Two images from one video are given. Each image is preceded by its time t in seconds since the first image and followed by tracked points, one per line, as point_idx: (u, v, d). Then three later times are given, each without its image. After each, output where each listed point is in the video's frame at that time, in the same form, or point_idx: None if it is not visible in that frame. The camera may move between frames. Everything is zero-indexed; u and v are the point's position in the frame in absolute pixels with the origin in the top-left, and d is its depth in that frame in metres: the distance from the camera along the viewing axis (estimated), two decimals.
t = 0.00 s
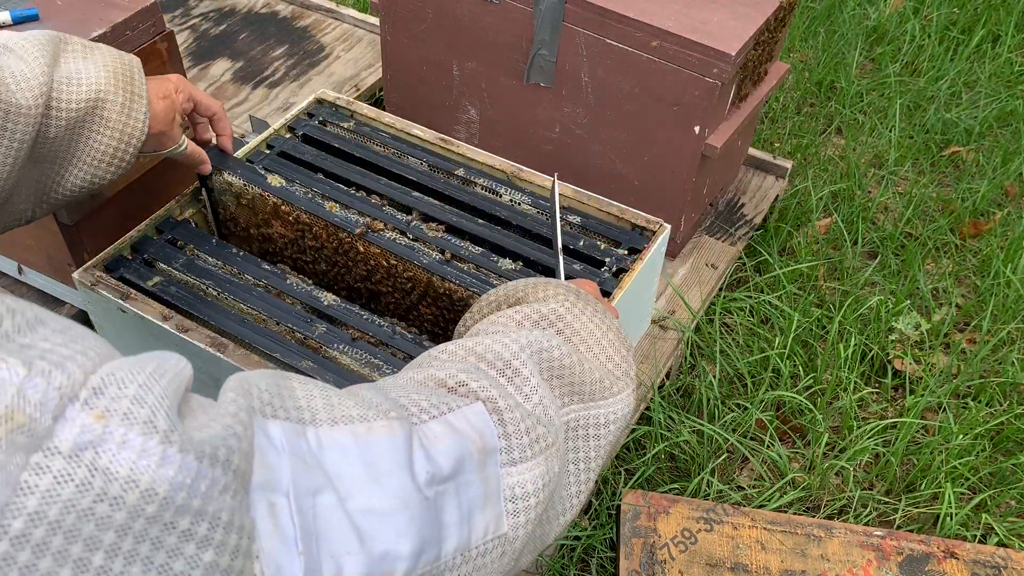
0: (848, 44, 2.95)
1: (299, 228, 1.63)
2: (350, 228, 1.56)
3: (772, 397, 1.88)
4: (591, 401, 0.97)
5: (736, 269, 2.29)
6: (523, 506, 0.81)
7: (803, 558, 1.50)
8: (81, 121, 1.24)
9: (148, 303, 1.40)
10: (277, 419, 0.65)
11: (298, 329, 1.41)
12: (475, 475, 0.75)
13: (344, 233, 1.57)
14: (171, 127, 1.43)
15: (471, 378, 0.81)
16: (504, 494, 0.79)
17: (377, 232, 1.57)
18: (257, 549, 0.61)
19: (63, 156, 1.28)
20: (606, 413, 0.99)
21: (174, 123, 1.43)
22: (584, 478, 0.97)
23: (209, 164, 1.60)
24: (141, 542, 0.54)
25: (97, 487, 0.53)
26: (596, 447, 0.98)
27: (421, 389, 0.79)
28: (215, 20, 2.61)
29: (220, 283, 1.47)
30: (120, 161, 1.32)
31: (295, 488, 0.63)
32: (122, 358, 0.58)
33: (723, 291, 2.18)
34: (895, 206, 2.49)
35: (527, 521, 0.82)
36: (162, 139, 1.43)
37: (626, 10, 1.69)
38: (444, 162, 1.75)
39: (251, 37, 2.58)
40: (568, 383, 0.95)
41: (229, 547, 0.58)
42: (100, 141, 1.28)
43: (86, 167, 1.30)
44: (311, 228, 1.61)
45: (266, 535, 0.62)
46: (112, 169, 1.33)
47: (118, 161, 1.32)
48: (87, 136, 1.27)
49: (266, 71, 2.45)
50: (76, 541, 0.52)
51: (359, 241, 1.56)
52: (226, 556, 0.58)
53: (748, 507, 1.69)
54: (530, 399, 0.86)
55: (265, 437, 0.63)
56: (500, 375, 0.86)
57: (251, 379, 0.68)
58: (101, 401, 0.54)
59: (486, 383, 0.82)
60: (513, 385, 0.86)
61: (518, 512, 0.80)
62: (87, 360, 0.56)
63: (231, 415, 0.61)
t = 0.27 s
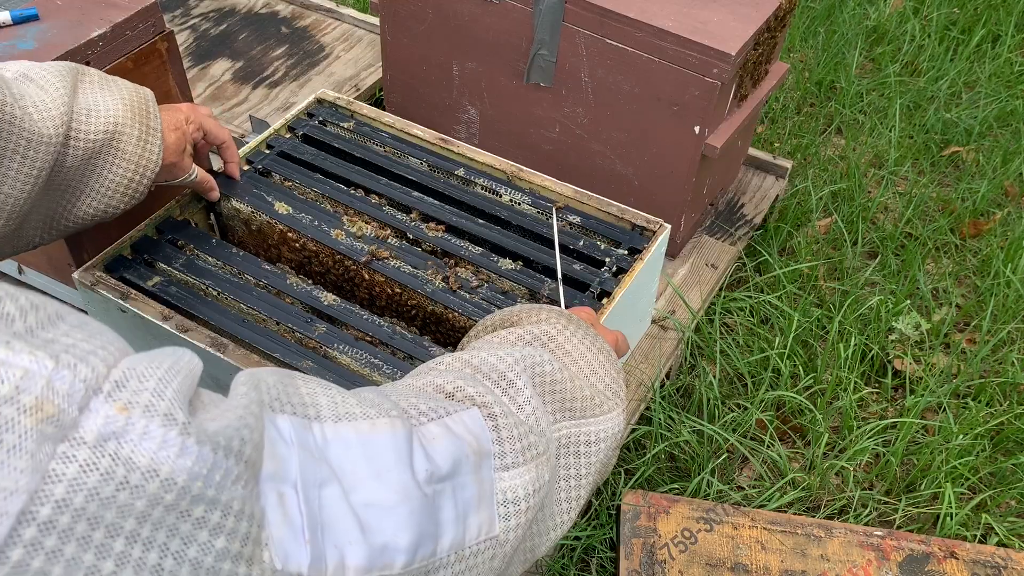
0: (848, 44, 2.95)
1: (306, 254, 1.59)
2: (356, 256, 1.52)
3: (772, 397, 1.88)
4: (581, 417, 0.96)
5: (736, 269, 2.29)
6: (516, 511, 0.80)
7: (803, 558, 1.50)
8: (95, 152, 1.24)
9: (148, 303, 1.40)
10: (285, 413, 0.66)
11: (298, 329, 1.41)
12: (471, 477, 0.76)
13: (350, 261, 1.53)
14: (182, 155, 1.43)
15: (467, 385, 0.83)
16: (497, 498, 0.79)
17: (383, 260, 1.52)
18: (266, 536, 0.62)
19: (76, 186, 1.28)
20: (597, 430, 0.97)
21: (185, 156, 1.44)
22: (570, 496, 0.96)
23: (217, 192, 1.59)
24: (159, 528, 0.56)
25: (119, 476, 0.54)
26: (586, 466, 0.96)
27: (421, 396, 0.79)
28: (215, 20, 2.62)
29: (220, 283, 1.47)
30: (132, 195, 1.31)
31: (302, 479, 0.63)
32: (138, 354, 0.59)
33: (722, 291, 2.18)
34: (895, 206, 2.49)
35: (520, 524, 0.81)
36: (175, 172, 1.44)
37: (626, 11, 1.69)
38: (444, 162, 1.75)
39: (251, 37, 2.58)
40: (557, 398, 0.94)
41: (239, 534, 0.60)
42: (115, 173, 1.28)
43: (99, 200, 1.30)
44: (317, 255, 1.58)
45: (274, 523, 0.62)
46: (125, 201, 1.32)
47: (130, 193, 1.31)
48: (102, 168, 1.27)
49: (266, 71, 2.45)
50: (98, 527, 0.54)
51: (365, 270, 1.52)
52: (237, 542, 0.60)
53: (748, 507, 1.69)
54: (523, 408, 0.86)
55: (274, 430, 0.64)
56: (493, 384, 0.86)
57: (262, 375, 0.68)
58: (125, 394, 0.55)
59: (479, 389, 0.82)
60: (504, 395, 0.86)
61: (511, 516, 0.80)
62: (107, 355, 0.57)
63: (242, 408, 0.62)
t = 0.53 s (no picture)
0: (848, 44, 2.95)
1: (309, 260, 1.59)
2: (357, 260, 1.52)
3: (772, 397, 1.88)
4: (579, 414, 0.96)
5: (736, 269, 2.29)
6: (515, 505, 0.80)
7: (803, 558, 1.50)
8: (101, 161, 1.24)
9: (148, 303, 1.40)
10: (288, 409, 0.66)
11: (298, 329, 1.41)
12: (472, 471, 0.76)
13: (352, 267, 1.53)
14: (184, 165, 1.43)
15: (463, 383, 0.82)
16: (496, 493, 0.79)
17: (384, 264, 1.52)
18: (271, 529, 0.62)
19: (81, 195, 1.28)
20: (594, 427, 0.97)
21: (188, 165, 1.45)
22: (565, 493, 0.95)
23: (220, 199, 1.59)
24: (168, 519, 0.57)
25: (129, 470, 0.54)
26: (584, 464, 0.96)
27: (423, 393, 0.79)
28: (216, 20, 2.62)
29: (220, 283, 1.47)
30: (137, 203, 1.31)
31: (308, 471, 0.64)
32: (148, 349, 0.59)
33: (723, 291, 2.18)
34: (895, 206, 2.49)
35: (518, 520, 0.81)
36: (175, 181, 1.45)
37: (626, 10, 1.69)
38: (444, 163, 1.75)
39: (251, 37, 2.58)
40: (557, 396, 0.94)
41: (246, 527, 0.60)
42: (120, 182, 1.28)
43: (104, 208, 1.30)
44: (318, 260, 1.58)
45: (279, 516, 0.63)
46: (130, 210, 1.33)
47: (135, 202, 1.31)
48: (107, 177, 1.27)
49: (266, 71, 2.45)
50: (109, 519, 0.54)
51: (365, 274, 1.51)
52: (243, 534, 0.60)
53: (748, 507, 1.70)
54: (520, 405, 0.86)
55: (279, 424, 0.64)
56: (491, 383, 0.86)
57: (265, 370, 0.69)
58: (135, 389, 0.55)
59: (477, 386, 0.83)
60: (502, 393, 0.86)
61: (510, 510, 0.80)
62: (117, 349, 0.57)
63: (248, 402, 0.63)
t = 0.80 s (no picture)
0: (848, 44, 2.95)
1: (309, 264, 1.59)
2: (356, 266, 1.51)
3: (772, 397, 1.88)
4: (567, 415, 0.96)
5: (736, 269, 2.29)
6: (506, 504, 0.79)
7: (803, 558, 1.50)
8: (101, 171, 1.25)
9: (148, 303, 1.40)
10: (282, 406, 0.67)
11: (298, 329, 1.41)
12: (463, 469, 0.76)
13: (353, 273, 1.52)
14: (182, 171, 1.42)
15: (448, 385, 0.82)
16: (487, 492, 0.78)
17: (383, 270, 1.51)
18: (266, 526, 0.63)
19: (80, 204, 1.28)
20: (583, 428, 0.96)
21: (186, 172, 1.44)
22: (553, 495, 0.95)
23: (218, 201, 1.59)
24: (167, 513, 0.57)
25: (127, 468, 0.55)
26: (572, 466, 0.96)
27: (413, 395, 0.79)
28: (216, 20, 2.62)
29: (220, 283, 1.47)
30: (136, 212, 1.32)
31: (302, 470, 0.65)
32: (140, 349, 0.60)
33: (723, 291, 2.18)
34: (895, 206, 2.49)
35: (509, 518, 0.80)
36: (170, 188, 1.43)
37: (626, 10, 1.69)
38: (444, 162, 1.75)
39: (251, 37, 2.58)
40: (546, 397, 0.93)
41: (241, 524, 0.61)
42: (120, 192, 1.28)
43: (103, 217, 1.31)
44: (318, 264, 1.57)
45: (274, 514, 0.63)
46: (129, 219, 1.33)
47: (135, 211, 1.32)
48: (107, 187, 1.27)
49: (266, 71, 2.45)
50: (105, 518, 0.55)
51: (365, 279, 1.51)
52: (238, 532, 0.61)
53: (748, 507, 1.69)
54: (510, 406, 0.86)
55: (273, 423, 0.65)
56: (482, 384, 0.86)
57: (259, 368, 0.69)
58: (131, 388, 0.56)
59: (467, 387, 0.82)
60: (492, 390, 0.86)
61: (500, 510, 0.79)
62: (112, 349, 0.57)
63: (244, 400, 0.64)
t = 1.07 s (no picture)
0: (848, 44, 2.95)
1: (309, 266, 1.58)
2: (357, 267, 1.51)
3: (772, 397, 1.87)
4: (582, 480, 0.91)
5: (736, 269, 2.29)
6: None
7: (803, 558, 1.50)
8: (46, 177, 1.20)
9: (148, 303, 1.40)
10: (252, 537, 0.61)
11: (298, 329, 1.41)
12: None
13: (353, 274, 1.52)
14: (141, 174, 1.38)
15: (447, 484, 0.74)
16: None
17: (384, 271, 1.51)
18: None
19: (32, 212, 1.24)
20: (602, 489, 0.93)
21: (144, 173, 1.39)
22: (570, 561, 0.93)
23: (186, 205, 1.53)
24: None
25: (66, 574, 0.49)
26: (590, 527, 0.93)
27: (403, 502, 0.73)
28: (216, 20, 2.62)
29: (220, 283, 1.47)
30: (90, 214, 1.27)
31: None
32: (123, 439, 0.56)
33: (723, 291, 2.18)
34: (895, 206, 2.49)
35: None
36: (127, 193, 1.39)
37: (626, 10, 1.69)
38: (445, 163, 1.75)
39: (251, 37, 2.58)
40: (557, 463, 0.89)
41: None
42: (69, 195, 1.23)
43: (57, 224, 1.26)
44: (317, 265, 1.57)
45: None
46: (84, 223, 1.28)
47: (89, 214, 1.27)
48: (55, 192, 1.23)
49: (266, 71, 2.45)
50: None
51: (365, 281, 1.51)
52: None
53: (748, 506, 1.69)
54: (515, 492, 0.78)
55: (239, 560, 0.59)
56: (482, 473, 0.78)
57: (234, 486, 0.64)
58: (90, 484, 0.51)
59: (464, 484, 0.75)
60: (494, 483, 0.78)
61: None
62: (91, 433, 0.54)
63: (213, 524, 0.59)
